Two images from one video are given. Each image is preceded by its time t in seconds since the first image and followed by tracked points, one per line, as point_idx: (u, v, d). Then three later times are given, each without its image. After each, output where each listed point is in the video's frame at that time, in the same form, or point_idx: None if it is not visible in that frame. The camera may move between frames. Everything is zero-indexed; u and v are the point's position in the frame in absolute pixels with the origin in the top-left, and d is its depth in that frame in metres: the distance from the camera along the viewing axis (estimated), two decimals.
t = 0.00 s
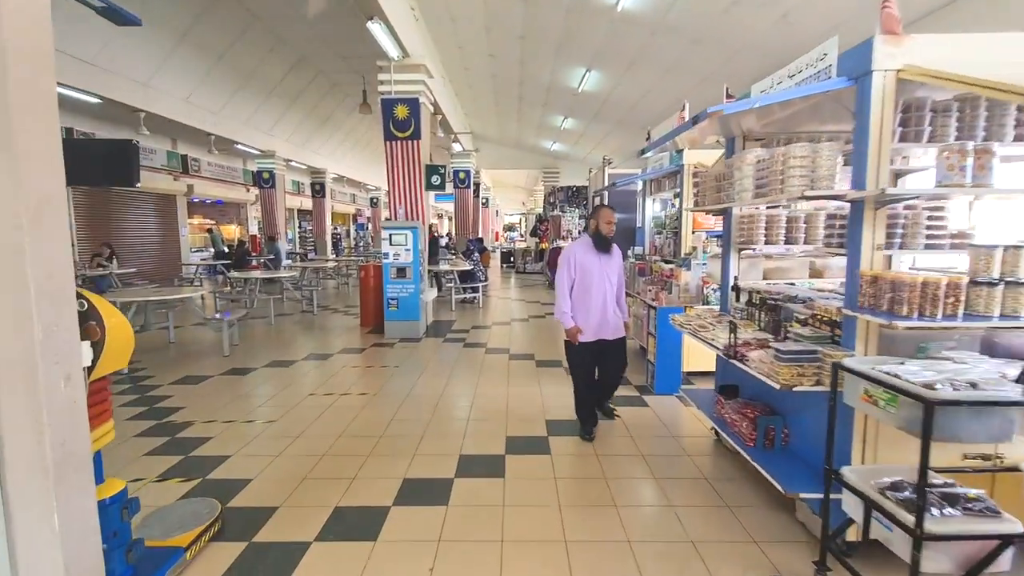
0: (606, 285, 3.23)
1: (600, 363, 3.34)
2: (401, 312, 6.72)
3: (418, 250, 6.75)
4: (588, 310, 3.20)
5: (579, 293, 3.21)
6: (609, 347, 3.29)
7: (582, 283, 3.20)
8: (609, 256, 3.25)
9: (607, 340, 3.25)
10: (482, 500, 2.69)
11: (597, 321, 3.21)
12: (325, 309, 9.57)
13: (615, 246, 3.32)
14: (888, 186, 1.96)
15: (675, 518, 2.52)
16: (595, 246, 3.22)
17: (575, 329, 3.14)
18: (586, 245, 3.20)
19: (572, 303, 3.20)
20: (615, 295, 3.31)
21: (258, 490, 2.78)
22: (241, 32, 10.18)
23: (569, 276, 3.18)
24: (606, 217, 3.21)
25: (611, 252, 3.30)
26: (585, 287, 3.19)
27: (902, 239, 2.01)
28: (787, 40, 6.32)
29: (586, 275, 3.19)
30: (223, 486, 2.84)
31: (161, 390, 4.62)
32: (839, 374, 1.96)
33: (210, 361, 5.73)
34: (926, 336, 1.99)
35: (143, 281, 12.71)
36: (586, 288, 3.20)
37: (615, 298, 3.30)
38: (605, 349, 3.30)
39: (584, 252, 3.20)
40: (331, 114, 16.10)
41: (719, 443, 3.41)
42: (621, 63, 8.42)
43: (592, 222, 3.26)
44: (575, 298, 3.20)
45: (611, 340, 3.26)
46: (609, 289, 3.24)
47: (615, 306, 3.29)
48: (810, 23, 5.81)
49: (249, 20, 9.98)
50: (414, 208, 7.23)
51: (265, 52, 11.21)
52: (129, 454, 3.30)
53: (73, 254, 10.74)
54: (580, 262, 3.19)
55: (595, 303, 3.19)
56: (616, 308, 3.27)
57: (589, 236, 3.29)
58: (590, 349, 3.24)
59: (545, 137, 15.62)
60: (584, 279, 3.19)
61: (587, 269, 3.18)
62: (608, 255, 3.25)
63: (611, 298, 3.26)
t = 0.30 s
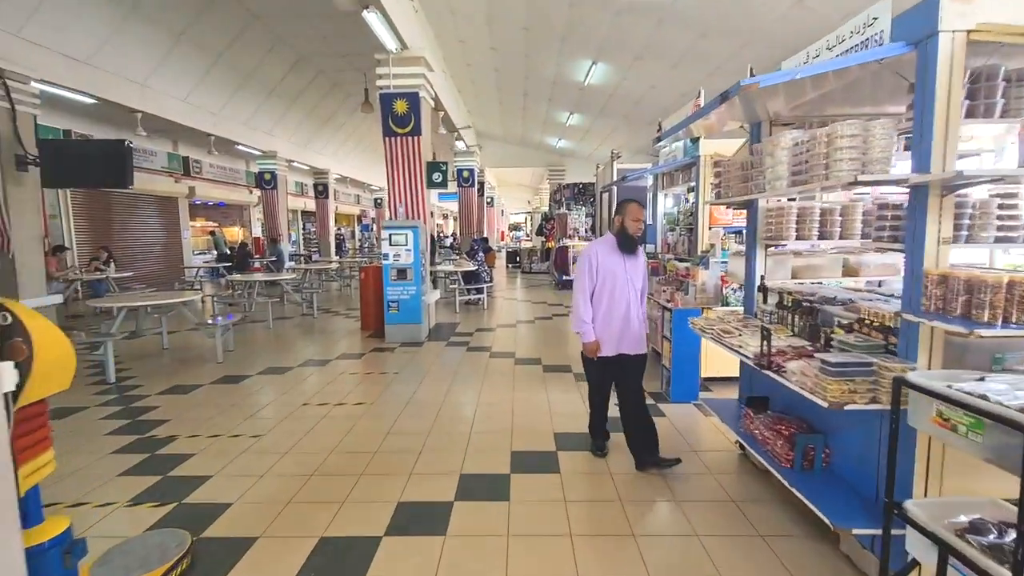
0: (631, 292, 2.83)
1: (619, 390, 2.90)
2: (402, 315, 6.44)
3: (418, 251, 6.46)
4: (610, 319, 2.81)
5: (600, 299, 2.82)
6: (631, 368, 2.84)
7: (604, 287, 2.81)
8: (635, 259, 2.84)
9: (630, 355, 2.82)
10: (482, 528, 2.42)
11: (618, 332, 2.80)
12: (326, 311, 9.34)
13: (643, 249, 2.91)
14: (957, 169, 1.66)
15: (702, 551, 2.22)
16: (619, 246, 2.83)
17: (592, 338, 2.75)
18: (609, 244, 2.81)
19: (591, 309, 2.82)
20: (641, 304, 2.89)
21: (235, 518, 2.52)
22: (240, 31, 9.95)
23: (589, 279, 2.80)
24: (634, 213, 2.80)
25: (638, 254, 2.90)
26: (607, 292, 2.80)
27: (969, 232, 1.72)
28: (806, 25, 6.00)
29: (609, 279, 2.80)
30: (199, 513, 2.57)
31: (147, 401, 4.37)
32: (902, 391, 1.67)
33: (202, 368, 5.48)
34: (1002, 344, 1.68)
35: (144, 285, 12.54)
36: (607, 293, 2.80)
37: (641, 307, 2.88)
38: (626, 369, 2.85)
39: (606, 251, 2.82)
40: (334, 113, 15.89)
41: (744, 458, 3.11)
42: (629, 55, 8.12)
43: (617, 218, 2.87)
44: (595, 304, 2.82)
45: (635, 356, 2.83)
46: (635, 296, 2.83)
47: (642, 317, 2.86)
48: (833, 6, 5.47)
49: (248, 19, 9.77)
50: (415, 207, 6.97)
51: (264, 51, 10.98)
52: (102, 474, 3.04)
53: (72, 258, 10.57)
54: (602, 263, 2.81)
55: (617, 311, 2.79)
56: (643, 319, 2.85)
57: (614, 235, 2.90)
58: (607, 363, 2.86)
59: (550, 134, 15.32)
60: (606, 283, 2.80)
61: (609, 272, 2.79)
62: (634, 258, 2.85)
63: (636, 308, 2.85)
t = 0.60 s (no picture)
0: (682, 304, 2.36)
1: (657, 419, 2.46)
2: (414, 320, 6.22)
3: (431, 253, 6.23)
4: (653, 336, 2.37)
5: (643, 311, 2.40)
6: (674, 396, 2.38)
7: (649, 297, 2.38)
8: (690, 265, 2.36)
9: (675, 379, 2.36)
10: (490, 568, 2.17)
11: (663, 352, 2.36)
12: (339, 314, 9.21)
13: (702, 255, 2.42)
14: None
15: None
16: (671, 249, 2.37)
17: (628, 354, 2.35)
18: (658, 247, 2.37)
19: (632, 321, 2.41)
20: (696, 321, 2.41)
21: (223, 550, 2.32)
22: (255, 31, 9.87)
23: (631, 285, 2.39)
24: (691, 212, 2.34)
25: (696, 261, 2.41)
26: (651, 303, 2.37)
27: None
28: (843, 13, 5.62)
29: (655, 287, 2.36)
30: (184, 543, 2.37)
31: (149, 410, 4.22)
32: (1003, 435, 1.38)
33: (208, 373, 5.33)
34: None
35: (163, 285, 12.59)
36: (652, 304, 2.37)
37: (695, 324, 2.39)
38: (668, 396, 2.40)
39: (654, 255, 2.38)
40: (350, 113, 15.83)
41: (783, 485, 2.80)
42: (650, 49, 7.80)
43: (670, 217, 2.42)
44: (637, 316, 2.40)
45: (681, 381, 2.37)
46: (686, 310, 2.36)
47: (694, 336, 2.38)
48: None
49: (263, 20, 9.71)
50: (428, 208, 6.75)
51: (279, 51, 10.92)
52: (90, 493, 2.86)
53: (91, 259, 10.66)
54: (649, 269, 2.38)
55: (662, 326, 2.34)
56: (695, 339, 2.38)
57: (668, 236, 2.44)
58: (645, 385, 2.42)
59: (568, 133, 15.03)
60: (651, 292, 2.37)
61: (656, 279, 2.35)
62: (689, 263, 2.37)
63: (688, 324, 2.37)
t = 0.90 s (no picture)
0: (758, 317, 1.84)
1: (721, 461, 1.98)
2: (433, 323, 5.99)
3: (452, 253, 5.98)
4: (721, 360, 1.84)
5: (709, 329, 1.85)
6: (744, 430, 1.90)
7: (717, 312, 1.83)
8: (769, 268, 1.83)
9: (747, 412, 1.87)
10: None
11: (734, 380, 1.83)
12: (359, 315, 9.08)
13: (781, 255, 1.87)
14: None
15: None
16: (745, 250, 1.82)
17: (692, 381, 1.82)
18: (729, 246, 1.82)
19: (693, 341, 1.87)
20: (773, 340, 1.89)
21: None
22: (277, 31, 9.82)
23: (692, 296, 1.84)
24: (771, 202, 1.79)
25: (775, 263, 1.86)
26: (721, 317, 1.83)
27: None
28: None
29: (726, 296, 1.81)
30: (185, 567, 2.19)
31: (161, 415, 4.09)
32: None
33: (224, 376, 5.20)
34: None
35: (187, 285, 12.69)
36: (721, 320, 1.83)
37: (772, 340, 1.88)
38: (738, 432, 1.90)
39: (724, 255, 1.83)
40: (372, 113, 15.81)
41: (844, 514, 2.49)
42: (681, 39, 7.45)
43: (743, 208, 1.86)
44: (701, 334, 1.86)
45: (754, 412, 1.88)
46: (764, 325, 1.84)
47: (772, 356, 1.88)
48: None
49: (286, 21, 9.67)
50: (449, 206, 6.52)
51: (301, 51, 10.87)
52: (90, 507, 2.69)
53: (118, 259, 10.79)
54: (716, 275, 1.83)
55: (734, 347, 1.81)
56: (773, 362, 1.86)
57: (737, 232, 1.89)
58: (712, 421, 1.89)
59: (591, 130, 14.71)
60: (720, 304, 1.82)
61: (728, 286, 1.80)
62: (768, 265, 1.83)
63: (765, 343, 1.84)
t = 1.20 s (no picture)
0: (883, 349, 1.43)
1: (835, 526, 1.55)
2: (476, 328, 5.79)
3: (495, 256, 5.76)
4: (836, 405, 1.42)
5: (821, 364, 1.43)
6: (861, 486, 1.51)
7: (834, 343, 1.40)
8: (898, 287, 1.42)
9: (859, 463, 1.48)
10: None
11: (851, 429, 1.43)
12: (402, 316, 9.05)
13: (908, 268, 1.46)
14: None
15: None
16: (872, 263, 1.39)
17: (798, 429, 1.41)
18: (851, 258, 1.39)
19: (799, 379, 1.44)
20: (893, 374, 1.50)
21: None
22: (326, 35, 9.93)
23: (801, 322, 1.41)
24: (905, 201, 1.37)
25: (901, 279, 1.45)
26: (841, 350, 1.40)
27: None
28: None
29: (847, 322, 1.38)
30: None
31: (204, 419, 4.07)
32: None
33: (268, 379, 5.17)
34: None
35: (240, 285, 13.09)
36: (841, 353, 1.40)
37: (893, 374, 1.48)
38: (854, 490, 1.51)
39: (845, 268, 1.39)
40: (417, 115, 15.89)
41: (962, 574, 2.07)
42: (741, 26, 6.95)
43: (866, 208, 1.43)
44: (810, 371, 1.44)
45: (868, 465, 1.49)
46: (889, 359, 1.43)
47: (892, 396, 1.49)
48: None
49: (334, 25, 9.76)
50: (493, 207, 6.32)
51: (348, 54, 10.97)
52: (125, 519, 2.61)
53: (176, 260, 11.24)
54: (835, 297, 1.39)
55: (856, 390, 1.40)
56: (893, 402, 1.47)
57: (854, 237, 1.46)
58: (824, 479, 1.48)
59: (639, 127, 14.21)
60: (841, 334, 1.39)
61: (850, 309, 1.37)
62: (896, 281, 1.41)
63: (889, 379, 1.45)
